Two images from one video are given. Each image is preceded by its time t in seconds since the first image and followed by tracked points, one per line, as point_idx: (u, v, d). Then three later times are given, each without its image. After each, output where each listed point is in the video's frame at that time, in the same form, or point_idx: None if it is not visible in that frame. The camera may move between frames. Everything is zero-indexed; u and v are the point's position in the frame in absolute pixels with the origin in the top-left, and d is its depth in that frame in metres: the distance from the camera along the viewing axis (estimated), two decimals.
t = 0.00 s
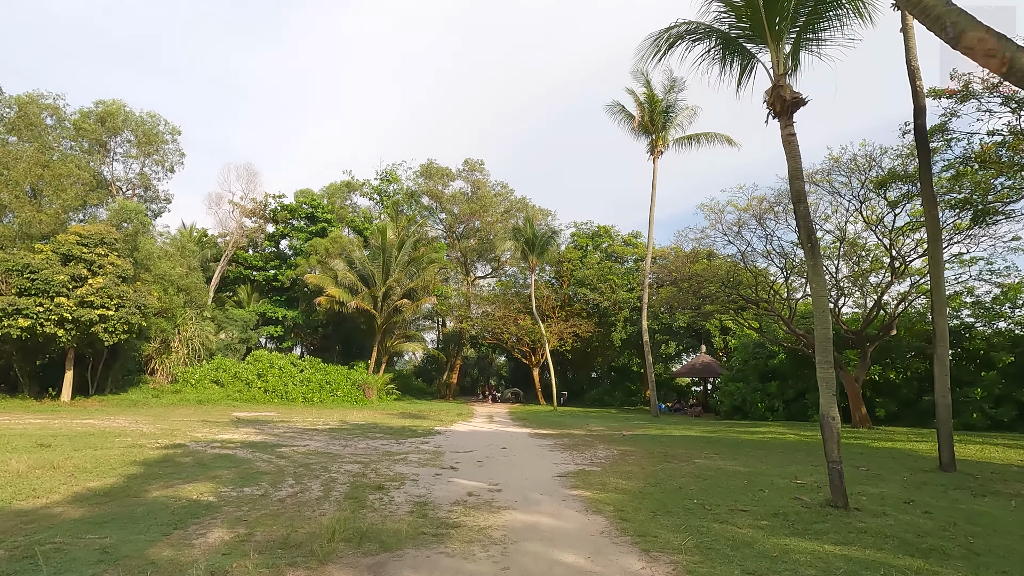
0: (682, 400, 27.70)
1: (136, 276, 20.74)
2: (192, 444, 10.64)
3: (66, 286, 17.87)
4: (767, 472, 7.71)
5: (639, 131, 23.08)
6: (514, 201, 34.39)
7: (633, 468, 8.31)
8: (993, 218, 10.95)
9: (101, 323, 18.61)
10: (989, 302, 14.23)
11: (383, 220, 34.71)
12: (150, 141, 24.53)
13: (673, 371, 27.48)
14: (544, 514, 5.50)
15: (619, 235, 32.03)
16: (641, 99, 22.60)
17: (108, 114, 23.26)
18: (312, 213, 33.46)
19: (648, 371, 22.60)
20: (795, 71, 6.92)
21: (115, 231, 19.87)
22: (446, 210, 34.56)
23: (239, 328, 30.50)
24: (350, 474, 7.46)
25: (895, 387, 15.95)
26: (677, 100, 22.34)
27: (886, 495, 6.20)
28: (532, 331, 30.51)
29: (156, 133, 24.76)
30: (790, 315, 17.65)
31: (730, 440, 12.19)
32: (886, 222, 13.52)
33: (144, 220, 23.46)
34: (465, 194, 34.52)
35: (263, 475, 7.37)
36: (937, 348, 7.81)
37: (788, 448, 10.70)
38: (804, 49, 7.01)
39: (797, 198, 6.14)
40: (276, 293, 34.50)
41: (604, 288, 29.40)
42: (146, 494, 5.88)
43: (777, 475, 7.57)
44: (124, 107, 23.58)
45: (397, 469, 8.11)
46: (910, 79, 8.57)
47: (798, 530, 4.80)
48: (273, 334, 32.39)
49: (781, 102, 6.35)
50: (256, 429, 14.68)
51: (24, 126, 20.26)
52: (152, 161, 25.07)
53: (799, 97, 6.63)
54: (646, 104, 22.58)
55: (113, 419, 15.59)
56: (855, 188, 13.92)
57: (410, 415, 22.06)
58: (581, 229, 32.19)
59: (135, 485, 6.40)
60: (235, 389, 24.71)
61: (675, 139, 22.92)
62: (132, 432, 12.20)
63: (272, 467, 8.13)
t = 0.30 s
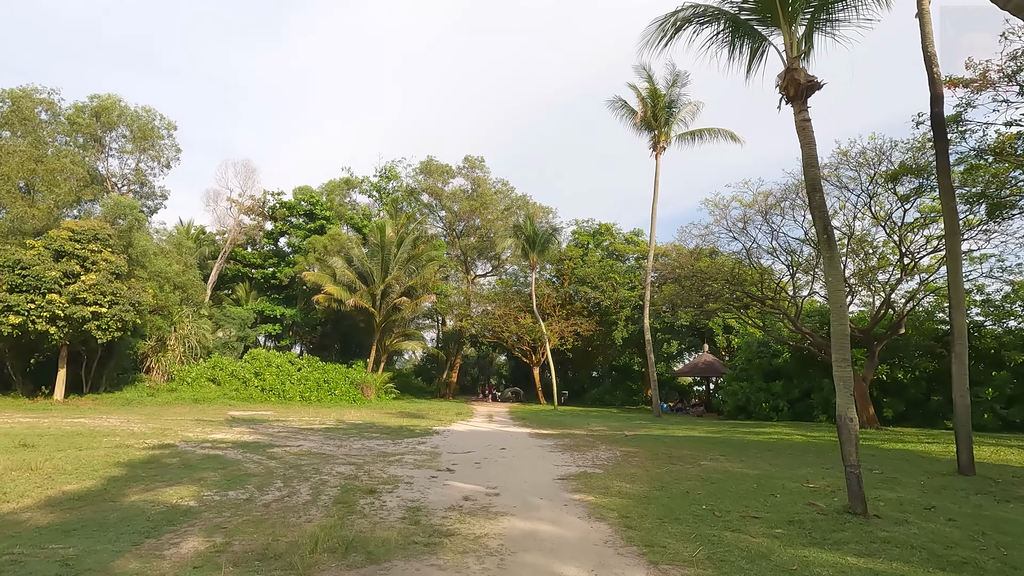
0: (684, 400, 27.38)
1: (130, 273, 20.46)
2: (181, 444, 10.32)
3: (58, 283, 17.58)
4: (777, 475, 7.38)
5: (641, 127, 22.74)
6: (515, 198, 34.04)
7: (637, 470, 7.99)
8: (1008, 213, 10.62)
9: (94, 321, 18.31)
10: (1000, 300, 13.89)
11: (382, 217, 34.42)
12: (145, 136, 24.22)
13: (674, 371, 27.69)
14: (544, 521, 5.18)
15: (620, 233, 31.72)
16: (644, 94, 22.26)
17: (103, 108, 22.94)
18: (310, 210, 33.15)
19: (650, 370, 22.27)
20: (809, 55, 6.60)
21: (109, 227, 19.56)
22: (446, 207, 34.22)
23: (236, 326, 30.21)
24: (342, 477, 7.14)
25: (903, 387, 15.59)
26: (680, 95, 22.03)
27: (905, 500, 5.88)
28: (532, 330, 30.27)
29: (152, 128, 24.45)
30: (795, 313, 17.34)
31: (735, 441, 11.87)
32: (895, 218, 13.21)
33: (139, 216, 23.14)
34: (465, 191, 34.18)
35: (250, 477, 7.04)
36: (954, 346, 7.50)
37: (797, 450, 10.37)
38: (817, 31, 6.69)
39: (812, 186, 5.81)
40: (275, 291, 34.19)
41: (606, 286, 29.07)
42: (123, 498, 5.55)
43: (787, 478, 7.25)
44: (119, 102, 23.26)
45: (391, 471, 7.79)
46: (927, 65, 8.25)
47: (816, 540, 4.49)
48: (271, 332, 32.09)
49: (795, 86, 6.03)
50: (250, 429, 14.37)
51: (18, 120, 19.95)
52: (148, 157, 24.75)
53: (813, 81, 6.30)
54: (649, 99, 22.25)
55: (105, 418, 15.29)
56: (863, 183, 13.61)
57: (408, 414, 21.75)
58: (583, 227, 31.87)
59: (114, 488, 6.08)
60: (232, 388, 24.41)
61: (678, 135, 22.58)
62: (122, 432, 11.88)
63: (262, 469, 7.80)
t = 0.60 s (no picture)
0: (685, 399, 27.07)
1: (123, 270, 20.19)
2: (167, 444, 9.99)
3: (48, 279, 17.29)
4: (784, 477, 7.08)
5: (642, 122, 22.43)
6: (514, 196, 33.74)
7: (637, 471, 7.69)
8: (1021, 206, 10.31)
9: (86, 318, 18.04)
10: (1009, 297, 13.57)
11: (381, 215, 34.15)
12: (140, 131, 23.92)
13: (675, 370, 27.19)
14: (540, 527, 4.88)
15: (620, 231, 31.43)
16: (644, 89, 21.98)
17: (96, 103, 22.62)
18: (308, 207, 32.87)
19: (651, 369, 21.99)
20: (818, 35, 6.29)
21: (101, 223, 19.26)
22: (445, 205, 33.94)
23: (233, 325, 29.94)
24: (329, 479, 6.83)
25: (908, 385, 15.28)
26: (680, 90, 21.74)
27: (921, 504, 5.57)
28: (532, 328, 30.01)
29: (146, 123, 24.13)
30: (799, 311, 17.07)
31: (738, 441, 11.57)
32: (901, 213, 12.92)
33: (133, 213, 22.83)
34: (464, 189, 33.88)
35: (233, 479, 6.73)
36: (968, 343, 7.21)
37: (802, 451, 10.07)
38: (827, 10, 6.38)
39: (823, 172, 5.52)
40: (272, 290, 33.91)
41: (606, 284, 28.78)
42: (94, 501, 5.24)
43: (795, 480, 6.95)
44: (113, 97, 22.95)
45: (382, 472, 7.48)
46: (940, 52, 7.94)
47: (830, 548, 4.18)
48: (268, 331, 31.79)
49: (805, 68, 5.72)
50: (242, 428, 14.05)
51: (9, 115, 19.64)
52: (142, 153, 24.45)
53: (823, 63, 5.99)
54: (649, 94, 21.92)
55: (94, 417, 14.97)
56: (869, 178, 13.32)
57: (406, 413, 21.44)
58: (583, 225, 31.59)
59: (87, 490, 5.78)
60: (227, 387, 24.12)
61: (678, 131, 22.29)
62: (109, 432, 11.56)
63: (247, 470, 7.49)
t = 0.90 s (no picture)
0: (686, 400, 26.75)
1: (116, 268, 19.89)
2: (154, 447, 9.67)
3: (40, 278, 17.01)
4: (793, 483, 6.77)
5: (644, 119, 22.10)
6: (514, 195, 33.40)
7: (640, 476, 7.38)
8: None
9: (78, 317, 17.76)
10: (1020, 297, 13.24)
11: (380, 214, 33.84)
12: (135, 128, 23.61)
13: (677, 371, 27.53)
14: (536, 539, 4.56)
15: (622, 230, 31.09)
16: (646, 86, 21.67)
17: (90, 99, 22.29)
18: (306, 206, 32.59)
19: (652, 369, 21.69)
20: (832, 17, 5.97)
21: (94, 221, 18.95)
22: (444, 204, 33.63)
23: (230, 324, 29.68)
24: (317, 484, 6.51)
25: (916, 386, 14.96)
26: (683, 86, 21.41)
27: (941, 513, 5.26)
28: (532, 328, 29.70)
29: (141, 120, 23.82)
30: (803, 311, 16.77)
31: (743, 444, 11.26)
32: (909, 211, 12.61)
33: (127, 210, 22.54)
34: (464, 188, 33.57)
35: (216, 485, 6.42)
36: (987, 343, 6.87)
37: (810, 454, 9.75)
38: None
39: (837, 162, 5.20)
40: (270, 289, 33.63)
41: (607, 284, 28.46)
42: (63, 509, 4.92)
43: (803, 487, 6.66)
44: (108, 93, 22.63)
45: (373, 477, 7.16)
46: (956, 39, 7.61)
47: (850, 564, 3.87)
48: (266, 330, 31.49)
49: (818, 51, 5.41)
50: (235, 429, 13.74)
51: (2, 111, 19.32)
52: (137, 150, 24.15)
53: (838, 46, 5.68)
54: (651, 90, 21.58)
55: (84, 418, 14.65)
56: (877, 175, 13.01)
57: (404, 414, 21.11)
58: (583, 224, 31.26)
59: (59, 497, 5.48)
60: (223, 387, 23.83)
61: (680, 128, 21.96)
62: (96, 433, 11.24)
63: (233, 475, 7.16)
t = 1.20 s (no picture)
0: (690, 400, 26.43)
1: (112, 266, 19.61)
2: (143, 447, 9.38)
3: (34, 275, 16.77)
4: (806, 487, 6.45)
5: (647, 116, 21.78)
6: (516, 193, 33.08)
7: (646, 479, 7.07)
8: None
9: (72, 315, 17.52)
10: None
11: (380, 212, 33.57)
12: (132, 125, 23.33)
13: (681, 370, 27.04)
14: (537, 547, 4.26)
15: (624, 229, 30.72)
16: (649, 81, 21.37)
17: (87, 96, 22.00)
18: (306, 204, 32.36)
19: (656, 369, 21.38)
20: None
21: (90, 218, 18.69)
22: (445, 202, 33.34)
23: (229, 323, 29.45)
24: (308, 488, 6.21)
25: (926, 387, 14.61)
26: (686, 81, 21.08)
27: (968, 521, 4.94)
28: (533, 327, 29.39)
29: (139, 116, 23.54)
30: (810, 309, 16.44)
31: (750, 445, 10.94)
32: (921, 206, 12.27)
33: (124, 208, 22.29)
34: (465, 186, 33.29)
35: (202, 488, 6.12)
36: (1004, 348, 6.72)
37: (821, 456, 9.41)
38: None
39: (858, 146, 4.89)
40: (270, 288, 33.37)
41: (610, 283, 28.15)
42: (33, 515, 4.63)
43: (817, 490, 6.34)
44: (105, 89, 22.33)
45: (367, 479, 6.86)
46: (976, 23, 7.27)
47: None
48: (265, 330, 31.22)
49: (837, 29, 5.10)
50: (230, 430, 13.44)
51: None
52: (135, 147, 23.88)
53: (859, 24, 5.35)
54: (654, 86, 21.26)
55: (77, 418, 14.36)
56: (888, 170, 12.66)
57: (404, 414, 20.80)
58: (586, 222, 30.92)
59: (33, 501, 5.19)
60: (221, 386, 23.56)
61: (684, 124, 21.64)
62: (86, 433, 10.95)
63: (221, 477, 6.87)
